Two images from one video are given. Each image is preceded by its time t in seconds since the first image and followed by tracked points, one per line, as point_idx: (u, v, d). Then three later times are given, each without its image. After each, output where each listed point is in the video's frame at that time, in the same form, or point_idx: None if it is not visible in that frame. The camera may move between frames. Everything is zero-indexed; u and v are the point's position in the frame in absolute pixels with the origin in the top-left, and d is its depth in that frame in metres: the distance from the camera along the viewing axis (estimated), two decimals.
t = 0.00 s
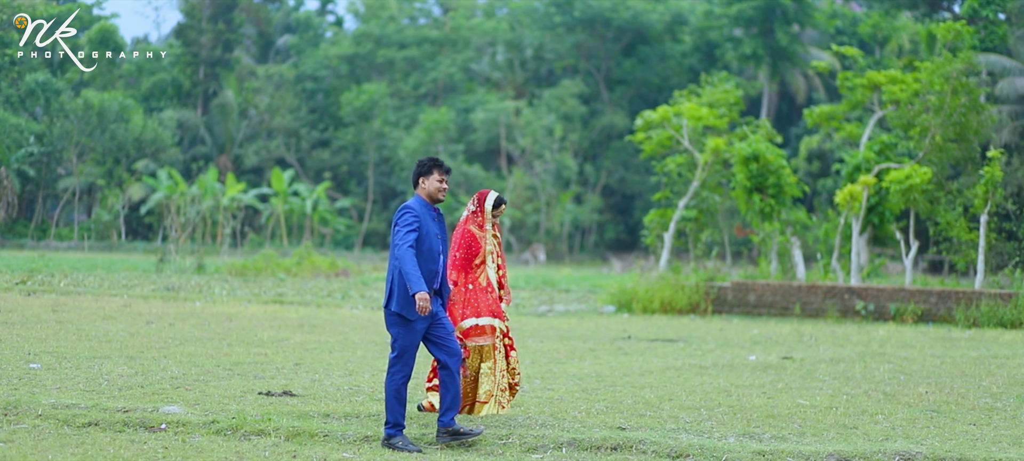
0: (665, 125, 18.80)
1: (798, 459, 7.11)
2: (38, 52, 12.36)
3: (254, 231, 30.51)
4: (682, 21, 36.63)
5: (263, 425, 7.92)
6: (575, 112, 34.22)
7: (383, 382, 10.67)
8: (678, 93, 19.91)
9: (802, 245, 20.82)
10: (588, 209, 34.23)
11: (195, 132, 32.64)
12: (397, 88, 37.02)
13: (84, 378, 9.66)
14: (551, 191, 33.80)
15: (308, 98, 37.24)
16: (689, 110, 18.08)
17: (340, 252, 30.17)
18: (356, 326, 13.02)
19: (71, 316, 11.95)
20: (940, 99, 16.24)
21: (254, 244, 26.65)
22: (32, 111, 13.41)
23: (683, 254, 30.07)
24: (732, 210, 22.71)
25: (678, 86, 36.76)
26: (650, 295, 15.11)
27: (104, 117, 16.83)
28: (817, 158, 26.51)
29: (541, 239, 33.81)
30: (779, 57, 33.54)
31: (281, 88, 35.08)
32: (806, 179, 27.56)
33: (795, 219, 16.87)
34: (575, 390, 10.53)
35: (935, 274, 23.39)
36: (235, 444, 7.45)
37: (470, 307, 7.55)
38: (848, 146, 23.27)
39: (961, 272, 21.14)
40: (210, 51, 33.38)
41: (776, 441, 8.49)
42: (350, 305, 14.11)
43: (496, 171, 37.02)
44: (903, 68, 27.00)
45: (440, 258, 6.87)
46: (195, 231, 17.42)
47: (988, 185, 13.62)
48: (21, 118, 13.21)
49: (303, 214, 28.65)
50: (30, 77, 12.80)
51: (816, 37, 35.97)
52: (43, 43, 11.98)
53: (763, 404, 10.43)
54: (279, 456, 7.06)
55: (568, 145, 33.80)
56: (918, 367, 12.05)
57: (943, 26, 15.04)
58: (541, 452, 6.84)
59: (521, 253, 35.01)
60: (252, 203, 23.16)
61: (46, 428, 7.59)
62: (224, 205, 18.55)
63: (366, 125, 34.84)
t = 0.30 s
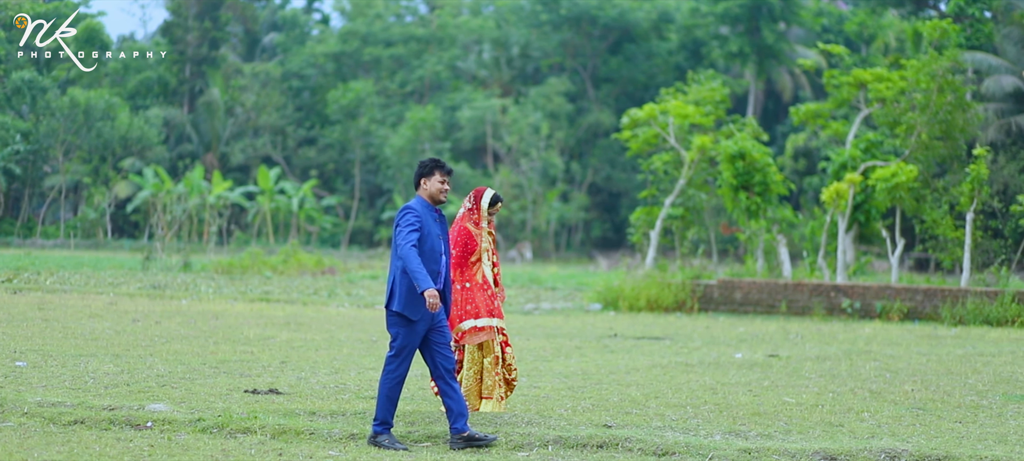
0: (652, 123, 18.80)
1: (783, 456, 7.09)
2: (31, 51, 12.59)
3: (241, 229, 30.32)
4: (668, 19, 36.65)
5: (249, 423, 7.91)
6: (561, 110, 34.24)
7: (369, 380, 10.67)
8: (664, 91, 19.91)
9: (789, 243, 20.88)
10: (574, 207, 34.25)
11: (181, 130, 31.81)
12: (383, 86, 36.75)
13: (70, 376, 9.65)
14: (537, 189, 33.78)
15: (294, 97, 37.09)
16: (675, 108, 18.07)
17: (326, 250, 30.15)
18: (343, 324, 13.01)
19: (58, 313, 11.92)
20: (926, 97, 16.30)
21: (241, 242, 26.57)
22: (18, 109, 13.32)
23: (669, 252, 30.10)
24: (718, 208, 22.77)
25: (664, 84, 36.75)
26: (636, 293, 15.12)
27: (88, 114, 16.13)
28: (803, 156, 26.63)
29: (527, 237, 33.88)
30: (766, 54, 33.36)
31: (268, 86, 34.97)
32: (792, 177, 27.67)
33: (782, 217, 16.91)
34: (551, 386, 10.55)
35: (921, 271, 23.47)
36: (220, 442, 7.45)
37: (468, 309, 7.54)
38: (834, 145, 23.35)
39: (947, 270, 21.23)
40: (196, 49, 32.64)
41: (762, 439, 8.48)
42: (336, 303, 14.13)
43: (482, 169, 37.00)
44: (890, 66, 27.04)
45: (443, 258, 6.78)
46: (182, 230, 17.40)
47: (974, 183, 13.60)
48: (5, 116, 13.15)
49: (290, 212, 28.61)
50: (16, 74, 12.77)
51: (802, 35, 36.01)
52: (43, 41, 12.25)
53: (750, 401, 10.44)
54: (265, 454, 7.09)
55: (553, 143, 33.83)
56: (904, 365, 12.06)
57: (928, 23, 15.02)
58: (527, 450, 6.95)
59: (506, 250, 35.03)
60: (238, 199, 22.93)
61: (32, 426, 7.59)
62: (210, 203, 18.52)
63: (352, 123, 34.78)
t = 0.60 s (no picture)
0: (638, 121, 18.77)
1: (769, 455, 7.14)
2: (20, 50, 12.80)
3: (227, 227, 30.07)
4: (654, 16, 36.67)
5: (236, 421, 7.92)
6: (548, 108, 34.31)
7: (356, 378, 10.66)
8: (651, 89, 19.95)
9: (775, 240, 20.95)
10: (561, 205, 34.31)
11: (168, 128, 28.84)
12: (370, 83, 36.31)
13: (56, 373, 9.65)
14: (524, 187, 33.75)
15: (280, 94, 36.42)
16: (661, 106, 18.07)
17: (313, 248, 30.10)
18: (330, 321, 13.02)
19: (44, 311, 11.88)
20: (913, 94, 16.54)
21: (227, 240, 26.44)
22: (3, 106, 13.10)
23: (655, 250, 30.13)
24: (704, 206, 22.83)
25: (651, 81, 36.82)
26: (623, 290, 15.09)
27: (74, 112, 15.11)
28: (789, 153, 26.76)
29: (514, 235, 33.93)
30: (752, 52, 33.63)
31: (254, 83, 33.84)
32: (779, 174, 27.77)
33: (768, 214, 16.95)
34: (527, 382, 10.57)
35: (907, 270, 23.57)
36: (207, 439, 7.46)
37: (468, 311, 7.50)
38: (819, 142, 23.43)
39: (932, 267, 21.33)
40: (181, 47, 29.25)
41: (749, 436, 8.46)
42: (322, 300, 14.14)
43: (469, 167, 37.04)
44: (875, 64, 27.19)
45: (450, 252, 6.88)
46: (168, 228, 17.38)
47: (961, 180, 13.61)
48: None
49: (275, 210, 28.53)
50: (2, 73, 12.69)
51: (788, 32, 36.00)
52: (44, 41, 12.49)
53: (736, 399, 10.44)
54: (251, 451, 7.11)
55: (540, 141, 33.86)
56: (890, 362, 12.07)
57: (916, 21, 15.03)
58: (513, 447, 6.92)
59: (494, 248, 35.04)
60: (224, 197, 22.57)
61: (18, 423, 7.59)
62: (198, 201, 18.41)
63: (338, 120, 34.56)
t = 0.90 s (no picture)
0: (626, 118, 18.76)
1: (758, 452, 7.29)
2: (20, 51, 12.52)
3: (215, 225, 29.92)
4: (642, 14, 36.66)
5: (222, 418, 7.92)
6: (535, 105, 34.32)
7: (344, 375, 10.64)
8: (639, 86, 19.96)
9: (763, 238, 21.01)
10: (549, 203, 34.36)
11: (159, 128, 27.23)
12: (358, 81, 36.11)
13: (43, 371, 9.63)
14: (512, 184, 33.72)
15: (268, 92, 35.75)
16: (649, 103, 18.03)
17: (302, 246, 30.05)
18: (317, 319, 13.01)
19: (31, 308, 11.82)
20: (900, 92, 16.62)
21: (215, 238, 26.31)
22: None
23: (643, 248, 30.18)
24: (692, 204, 22.88)
25: (638, 79, 36.82)
26: (611, 288, 15.07)
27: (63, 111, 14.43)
28: (777, 151, 26.86)
29: (503, 233, 33.95)
30: (740, 50, 33.76)
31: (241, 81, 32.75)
32: (767, 172, 27.85)
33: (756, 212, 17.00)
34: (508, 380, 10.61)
35: (894, 268, 23.69)
36: (194, 437, 7.45)
37: (472, 311, 7.54)
38: (808, 140, 23.54)
39: (920, 264, 21.39)
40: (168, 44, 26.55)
41: (736, 434, 8.47)
42: (311, 298, 14.13)
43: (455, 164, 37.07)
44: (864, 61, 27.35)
45: (452, 247, 6.94)
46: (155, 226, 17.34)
47: (949, 177, 13.60)
48: None
49: (263, 207, 28.47)
50: None
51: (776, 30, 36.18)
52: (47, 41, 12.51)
53: (724, 396, 10.41)
54: (238, 449, 7.12)
55: (528, 139, 33.87)
56: (878, 359, 12.08)
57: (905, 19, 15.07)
58: (500, 444, 6.94)
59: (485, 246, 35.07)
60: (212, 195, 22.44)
61: (5, 422, 7.58)
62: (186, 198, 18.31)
63: (327, 118, 34.39)
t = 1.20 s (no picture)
0: (615, 116, 18.75)
1: (747, 449, 7.31)
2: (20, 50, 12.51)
3: (204, 223, 29.77)
4: (632, 11, 36.56)
5: (212, 416, 7.91)
6: (525, 103, 34.29)
7: (333, 373, 10.59)
8: (629, 84, 19.97)
9: (753, 235, 21.07)
10: (538, 201, 34.37)
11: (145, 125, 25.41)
12: (347, 79, 36.11)
13: (32, 369, 9.63)
14: (501, 182, 33.68)
15: (257, 90, 35.77)
16: (639, 101, 18.08)
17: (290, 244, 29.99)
18: (307, 317, 12.99)
19: (20, 306, 11.78)
20: (890, 90, 16.68)
21: (202, 236, 26.18)
22: None
23: (632, 245, 30.16)
24: (682, 202, 22.94)
25: (627, 77, 36.76)
26: (600, 286, 15.05)
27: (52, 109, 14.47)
28: (766, 149, 27.07)
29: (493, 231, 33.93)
30: (730, 48, 33.79)
31: (231, 79, 32.55)
32: (756, 170, 27.97)
33: (745, 210, 16.99)
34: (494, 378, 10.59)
35: (884, 266, 23.82)
36: (183, 435, 7.44)
37: (478, 311, 7.55)
38: (798, 137, 23.72)
39: (910, 262, 21.49)
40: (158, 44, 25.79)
41: (726, 431, 8.46)
42: (300, 296, 14.12)
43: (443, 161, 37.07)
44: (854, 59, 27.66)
45: (453, 246, 6.99)
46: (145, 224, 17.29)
47: (938, 175, 13.58)
48: None
49: (253, 205, 28.42)
50: None
51: (765, 28, 37.25)
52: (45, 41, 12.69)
53: (714, 394, 10.40)
54: (227, 447, 7.11)
55: (517, 136, 33.83)
56: (868, 357, 12.07)
57: (894, 16, 15.03)
58: (490, 442, 6.88)
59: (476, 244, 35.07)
60: (201, 194, 22.35)
61: None
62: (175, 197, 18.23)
63: (316, 116, 34.26)
